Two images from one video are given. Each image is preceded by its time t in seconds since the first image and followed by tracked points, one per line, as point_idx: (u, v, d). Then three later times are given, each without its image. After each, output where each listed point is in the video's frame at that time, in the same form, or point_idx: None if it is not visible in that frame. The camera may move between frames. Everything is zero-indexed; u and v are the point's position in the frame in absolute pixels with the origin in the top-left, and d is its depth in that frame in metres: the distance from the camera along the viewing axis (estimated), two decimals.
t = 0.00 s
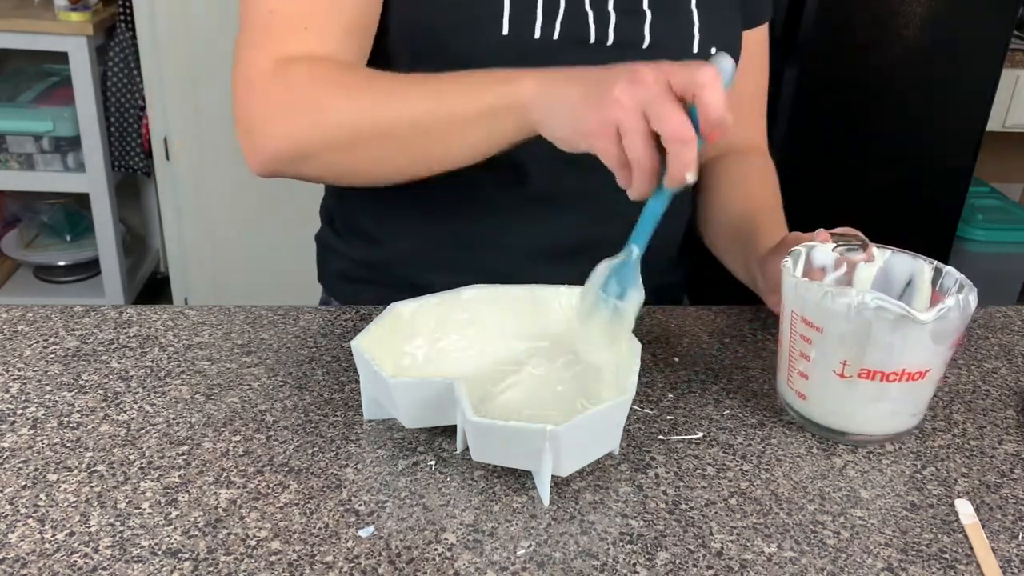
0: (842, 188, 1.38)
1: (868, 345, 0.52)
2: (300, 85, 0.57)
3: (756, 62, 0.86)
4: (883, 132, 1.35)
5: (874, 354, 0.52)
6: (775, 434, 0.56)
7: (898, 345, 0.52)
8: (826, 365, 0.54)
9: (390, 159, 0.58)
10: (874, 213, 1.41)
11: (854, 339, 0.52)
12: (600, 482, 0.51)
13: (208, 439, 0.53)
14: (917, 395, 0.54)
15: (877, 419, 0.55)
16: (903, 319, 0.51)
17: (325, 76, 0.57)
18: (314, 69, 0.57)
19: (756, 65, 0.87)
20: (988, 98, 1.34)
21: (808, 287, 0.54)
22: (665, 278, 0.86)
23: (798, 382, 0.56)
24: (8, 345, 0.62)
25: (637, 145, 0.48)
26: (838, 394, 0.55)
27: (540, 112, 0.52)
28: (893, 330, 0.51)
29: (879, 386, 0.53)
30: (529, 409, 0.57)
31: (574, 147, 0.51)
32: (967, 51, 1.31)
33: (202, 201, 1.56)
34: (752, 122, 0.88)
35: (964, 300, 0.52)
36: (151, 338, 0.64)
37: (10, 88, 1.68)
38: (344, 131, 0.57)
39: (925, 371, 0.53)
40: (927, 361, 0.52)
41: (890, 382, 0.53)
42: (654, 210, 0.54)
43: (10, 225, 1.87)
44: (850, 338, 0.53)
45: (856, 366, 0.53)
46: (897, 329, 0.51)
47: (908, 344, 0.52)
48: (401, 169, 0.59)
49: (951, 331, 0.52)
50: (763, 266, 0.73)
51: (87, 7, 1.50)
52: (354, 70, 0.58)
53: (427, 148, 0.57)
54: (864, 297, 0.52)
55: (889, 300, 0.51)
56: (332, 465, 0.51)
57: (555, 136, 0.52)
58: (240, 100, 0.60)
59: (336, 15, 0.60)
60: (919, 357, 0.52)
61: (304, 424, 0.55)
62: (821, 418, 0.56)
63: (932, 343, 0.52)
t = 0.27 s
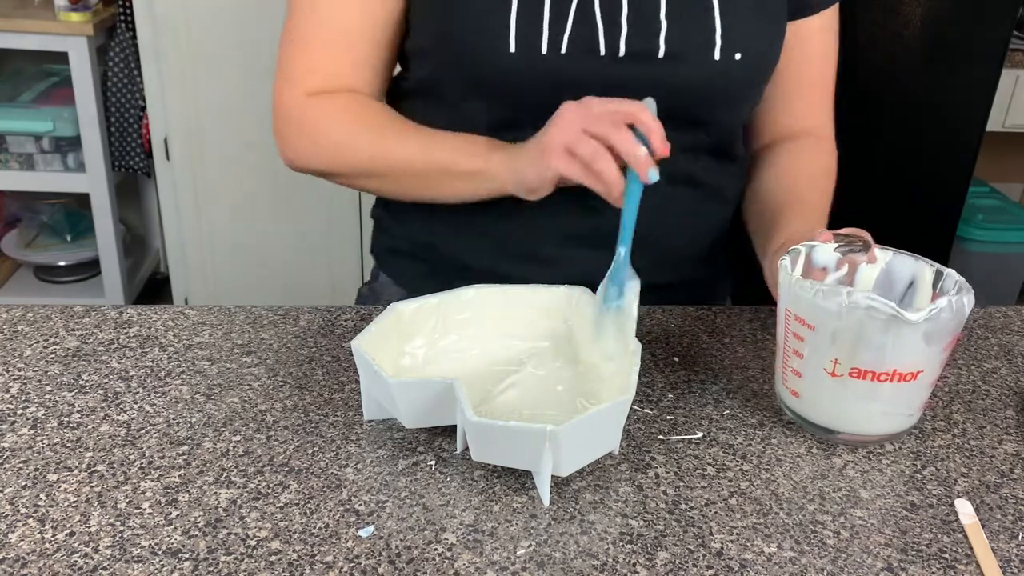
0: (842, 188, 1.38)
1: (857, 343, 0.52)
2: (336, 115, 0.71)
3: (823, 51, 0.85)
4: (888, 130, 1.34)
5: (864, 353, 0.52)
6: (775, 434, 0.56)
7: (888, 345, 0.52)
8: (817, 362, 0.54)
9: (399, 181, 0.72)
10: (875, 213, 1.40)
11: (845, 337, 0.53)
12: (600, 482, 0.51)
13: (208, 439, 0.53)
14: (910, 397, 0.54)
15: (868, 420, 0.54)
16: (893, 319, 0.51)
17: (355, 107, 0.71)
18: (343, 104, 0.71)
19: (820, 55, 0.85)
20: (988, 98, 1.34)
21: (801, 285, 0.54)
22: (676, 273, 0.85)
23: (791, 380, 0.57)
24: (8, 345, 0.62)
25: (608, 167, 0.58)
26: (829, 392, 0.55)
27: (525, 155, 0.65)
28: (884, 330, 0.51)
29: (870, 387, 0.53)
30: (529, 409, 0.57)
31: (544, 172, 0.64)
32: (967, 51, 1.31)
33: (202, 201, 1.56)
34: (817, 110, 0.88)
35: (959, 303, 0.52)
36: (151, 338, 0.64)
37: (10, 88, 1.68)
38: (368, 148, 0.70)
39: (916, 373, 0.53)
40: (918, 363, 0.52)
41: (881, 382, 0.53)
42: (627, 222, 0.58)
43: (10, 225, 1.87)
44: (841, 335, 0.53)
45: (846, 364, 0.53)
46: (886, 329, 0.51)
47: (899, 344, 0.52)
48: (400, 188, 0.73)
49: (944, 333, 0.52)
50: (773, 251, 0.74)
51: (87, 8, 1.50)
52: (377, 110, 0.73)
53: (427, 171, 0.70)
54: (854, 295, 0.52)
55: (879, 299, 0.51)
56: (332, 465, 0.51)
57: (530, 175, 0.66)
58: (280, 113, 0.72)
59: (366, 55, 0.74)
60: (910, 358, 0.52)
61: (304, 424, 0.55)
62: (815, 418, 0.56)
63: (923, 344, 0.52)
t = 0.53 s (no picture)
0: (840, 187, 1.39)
1: (841, 342, 0.52)
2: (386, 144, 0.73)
3: (873, 30, 0.80)
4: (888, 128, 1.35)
5: (848, 353, 0.52)
6: (775, 434, 0.56)
7: (870, 345, 0.51)
8: (805, 360, 0.54)
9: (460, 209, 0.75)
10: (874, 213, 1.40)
11: (829, 336, 0.53)
12: (600, 482, 0.51)
13: (208, 439, 0.53)
14: (898, 399, 0.53)
15: (856, 421, 0.54)
16: (873, 319, 0.50)
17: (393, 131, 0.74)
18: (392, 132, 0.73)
19: (869, 36, 0.80)
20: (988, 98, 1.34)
21: (789, 282, 0.54)
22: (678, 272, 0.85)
23: (781, 377, 0.57)
24: (8, 345, 0.62)
25: (612, 165, 0.59)
26: (816, 390, 0.55)
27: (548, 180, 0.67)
28: (866, 330, 0.51)
29: (856, 387, 0.53)
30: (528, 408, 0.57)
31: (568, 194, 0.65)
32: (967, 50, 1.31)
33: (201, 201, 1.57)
34: (867, 92, 0.83)
35: (947, 307, 0.51)
36: (151, 338, 0.64)
37: (10, 88, 1.68)
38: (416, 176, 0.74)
39: (903, 375, 0.52)
40: (904, 365, 0.52)
41: (867, 384, 0.53)
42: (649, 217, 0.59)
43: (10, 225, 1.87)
44: (826, 335, 0.53)
45: (832, 363, 0.53)
46: (869, 329, 0.51)
47: (883, 346, 0.51)
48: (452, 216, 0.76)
49: (932, 338, 0.51)
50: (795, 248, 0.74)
51: (87, 8, 1.50)
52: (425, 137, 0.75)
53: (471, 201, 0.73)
54: (837, 295, 0.51)
55: (861, 299, 0.51)
56: (332, 465, 0.51)
57: (546, 203, 0.68)
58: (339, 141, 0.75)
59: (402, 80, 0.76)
60: (895, 360, 0.52)
61: (304, 424, 0.55)
62: (806, 416, 0.56)
63: (908, 346, 0.51)
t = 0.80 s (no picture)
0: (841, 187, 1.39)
1: (838, 343, 0.52)
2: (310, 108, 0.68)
3: (822, 44, 0.84)
4: (889, 128, 1.35)
5: (845, 354, 0.52)
6: (775, 434, 0.56)
7: (867, 346, 0.52)
8: (802, 361, 0.55)
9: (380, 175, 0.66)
10: (875, 212, 1.40)
11: (826, 336, 0.53)
12: (600, 482, 0.51)
13: (208, 439, 0.53)
14: (896, 402, 0.53)
15: (852, 423, 0.54)
16: (870, 321, 0.51)
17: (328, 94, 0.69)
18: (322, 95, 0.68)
19: (820, 49, 0.84)
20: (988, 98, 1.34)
21: (787, 282, 0.54)
22: (677, 271, 0.84)
23: (779, 377, 0.57)
24: (8, 345, 0.62)
25: (508, 142, 0.52)
26: (814, 392, 0.55)
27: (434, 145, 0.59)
28: (863, 331, 0.51)
29: (854, 389, 0.53)
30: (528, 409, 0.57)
31: (471, 173, 0.56)
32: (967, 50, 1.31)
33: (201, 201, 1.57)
34: (818, 106, 0.87)
35: (944, 310, 0.51)
36: (151, 338, 0.64)
37: (10, 88, 1.68)
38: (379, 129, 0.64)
39: (900, 378, 0.52)
40: (901, 367, 0.52)
41: (864, 386, 0.53)
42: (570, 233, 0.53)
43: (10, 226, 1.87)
44: (824, 336, 0.53)
45: (829, 364, 0.53)
46: (865, 330, 0.51)
47: (881, 347, 0.51)
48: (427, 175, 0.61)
49: (930, 339, 0.51)
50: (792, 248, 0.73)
51: (87, 8, 1.50)
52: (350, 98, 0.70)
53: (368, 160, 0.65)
54: (834, 295, 0.52)
55: (859, 300, 0.51)
56: (332, 465, 0.51)
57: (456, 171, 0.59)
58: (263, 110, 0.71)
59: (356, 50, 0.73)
60: (892, 362, 0.52)
61: (304, 424, 0.55)
62: (804, 418, 0.56)
63: (905, 349, 0.51)
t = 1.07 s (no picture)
0: (842, 187, 1.38)
1: (842, 344, 0.52)
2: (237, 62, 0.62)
3: (795, 51, 0.84)
4: (887, 128, 1.34)
5: (850, 355, 0.52)
6: (775, 434, 0.56)
7: (871, 347, 0.51)
8: (805, 363, 0.55)
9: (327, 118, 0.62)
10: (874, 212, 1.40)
11: (830, 337, 0.53)
12: (600, 482, 0.51)
13: (208, 439, 0.53)
14: (900, 402, 0.53)
15: (856, 424, 0.54)
16: (874, 321, 0.50)
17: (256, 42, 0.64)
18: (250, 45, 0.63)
19: (793, 54, 0.84)
20: (988, 98, 1.34)
21: (789, 284, 0.54)
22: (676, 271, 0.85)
23: (782, 379, 0.57)
24: (8, 345, 0.62)
25: (491, 96, 0.53)
26: (817, 393, 0.54)
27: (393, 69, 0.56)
28: (867, 331, 0.51)
29: (858, 390, 0.53)
30: (529, 409, 0.57)
31: (441, 118, 0.56)
32: (967, 50, 1.31)
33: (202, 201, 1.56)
34: (791, 112, 0.87)
35: (948, 310, 0.51)
36: (151, 338, 0.64)
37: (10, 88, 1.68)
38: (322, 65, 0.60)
39: (904, 378, 0.52)
40: (905, 368, 0.52)
41: (868, 386, 0.53)
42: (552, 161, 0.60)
43: (10, 225, 1.87)
44: (827, 336, 0.53)
45: (833, 365, 0.53)
46: (869, 331, 0.51)
47: (884, 349, 0.51)
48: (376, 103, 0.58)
49: (933, 340, 0.51)
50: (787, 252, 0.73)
51: (87, 8, 1.50)
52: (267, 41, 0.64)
53: (311, 98, 0.61)
54: (838, 296, 0.52)
55: (862, 301, 0.51)
56: (332, 465, 0.51)
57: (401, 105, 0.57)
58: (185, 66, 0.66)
59: None
60: (896, 362, 0.52)
61: (304, 424, 0.55)
62: (806, 420, 0.56)
63: (909, 349, 0.51)
